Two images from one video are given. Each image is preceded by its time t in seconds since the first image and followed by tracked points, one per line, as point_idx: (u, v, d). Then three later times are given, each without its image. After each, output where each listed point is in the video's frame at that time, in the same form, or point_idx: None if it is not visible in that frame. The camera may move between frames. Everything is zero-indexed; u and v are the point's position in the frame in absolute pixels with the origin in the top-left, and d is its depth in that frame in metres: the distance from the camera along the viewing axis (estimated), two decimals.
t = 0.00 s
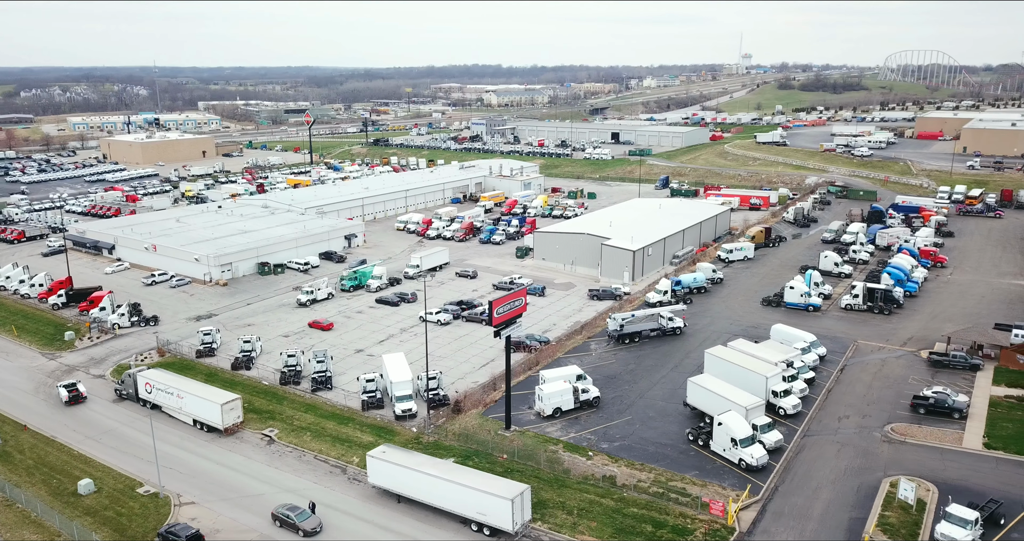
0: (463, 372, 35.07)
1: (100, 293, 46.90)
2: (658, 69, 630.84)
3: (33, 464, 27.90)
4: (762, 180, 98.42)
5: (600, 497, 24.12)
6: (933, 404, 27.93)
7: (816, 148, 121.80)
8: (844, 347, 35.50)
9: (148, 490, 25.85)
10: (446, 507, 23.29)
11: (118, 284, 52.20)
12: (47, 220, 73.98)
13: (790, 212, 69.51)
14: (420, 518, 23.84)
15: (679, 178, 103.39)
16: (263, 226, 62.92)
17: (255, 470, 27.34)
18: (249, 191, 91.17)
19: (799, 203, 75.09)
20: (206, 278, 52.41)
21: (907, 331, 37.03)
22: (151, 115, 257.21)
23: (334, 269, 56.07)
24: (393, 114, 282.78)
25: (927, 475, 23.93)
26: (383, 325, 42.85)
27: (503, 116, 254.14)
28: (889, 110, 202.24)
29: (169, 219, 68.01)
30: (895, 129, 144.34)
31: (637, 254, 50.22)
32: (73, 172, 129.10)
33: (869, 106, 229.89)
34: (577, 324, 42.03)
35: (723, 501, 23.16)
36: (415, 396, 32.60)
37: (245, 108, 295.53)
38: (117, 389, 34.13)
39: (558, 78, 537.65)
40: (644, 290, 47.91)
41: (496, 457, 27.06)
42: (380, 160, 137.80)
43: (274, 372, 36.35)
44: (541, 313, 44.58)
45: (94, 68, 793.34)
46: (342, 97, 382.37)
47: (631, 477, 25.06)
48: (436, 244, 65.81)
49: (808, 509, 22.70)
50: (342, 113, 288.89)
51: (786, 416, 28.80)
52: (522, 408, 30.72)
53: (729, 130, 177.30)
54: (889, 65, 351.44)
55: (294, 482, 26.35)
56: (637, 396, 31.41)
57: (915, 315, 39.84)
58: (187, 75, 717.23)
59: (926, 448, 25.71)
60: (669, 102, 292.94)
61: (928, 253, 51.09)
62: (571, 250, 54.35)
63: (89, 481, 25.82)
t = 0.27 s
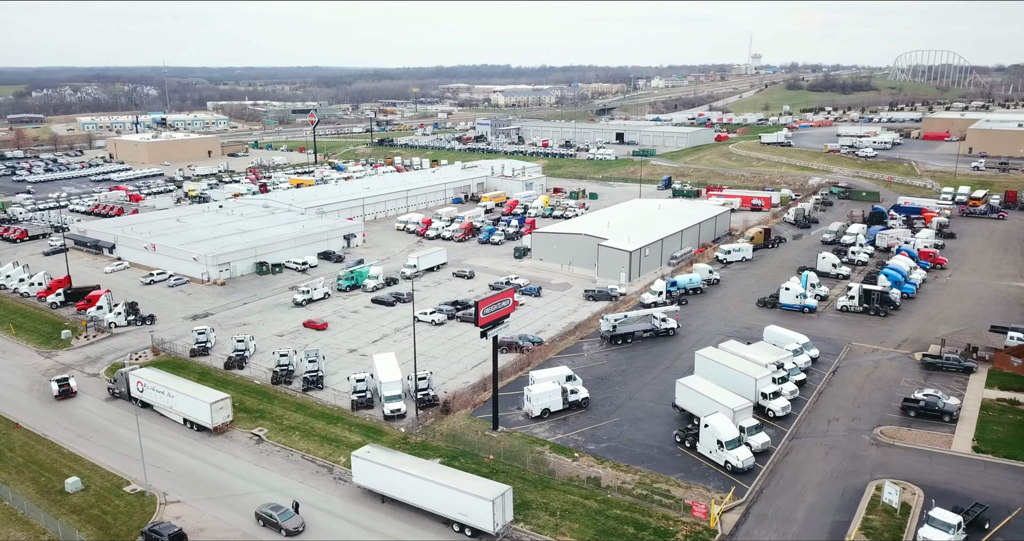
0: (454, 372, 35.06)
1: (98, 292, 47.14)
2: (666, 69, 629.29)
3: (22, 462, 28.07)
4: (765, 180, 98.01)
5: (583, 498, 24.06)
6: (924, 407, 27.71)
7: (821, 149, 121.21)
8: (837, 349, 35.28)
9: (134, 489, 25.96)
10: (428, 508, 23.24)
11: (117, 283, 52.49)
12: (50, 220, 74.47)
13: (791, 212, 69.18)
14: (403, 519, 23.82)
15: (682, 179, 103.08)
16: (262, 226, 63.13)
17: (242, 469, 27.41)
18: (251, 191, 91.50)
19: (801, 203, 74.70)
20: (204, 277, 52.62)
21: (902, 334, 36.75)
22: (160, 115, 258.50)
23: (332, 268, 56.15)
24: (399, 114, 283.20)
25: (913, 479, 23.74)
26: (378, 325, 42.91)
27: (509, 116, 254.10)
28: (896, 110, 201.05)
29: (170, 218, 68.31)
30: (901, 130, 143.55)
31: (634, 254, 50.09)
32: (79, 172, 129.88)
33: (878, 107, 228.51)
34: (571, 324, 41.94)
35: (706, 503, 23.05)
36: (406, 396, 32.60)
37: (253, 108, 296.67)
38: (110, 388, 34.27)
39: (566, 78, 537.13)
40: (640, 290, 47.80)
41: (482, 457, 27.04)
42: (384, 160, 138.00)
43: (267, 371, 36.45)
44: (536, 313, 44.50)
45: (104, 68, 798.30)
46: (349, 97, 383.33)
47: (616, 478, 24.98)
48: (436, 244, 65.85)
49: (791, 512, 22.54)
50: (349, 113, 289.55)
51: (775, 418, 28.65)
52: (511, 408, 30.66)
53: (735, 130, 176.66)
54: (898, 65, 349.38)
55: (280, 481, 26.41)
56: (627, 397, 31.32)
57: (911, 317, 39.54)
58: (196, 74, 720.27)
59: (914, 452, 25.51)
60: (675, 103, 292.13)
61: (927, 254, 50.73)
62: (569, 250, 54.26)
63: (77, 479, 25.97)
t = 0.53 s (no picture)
0: (445, 372, 35.06)
1: (96, 291, 47.49)
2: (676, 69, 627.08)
3: (11, 459, 28.31)
4: (769, 181, 97.53)
5: (565, 499, 23.98)
6: (912, 411, 27.46)
7: (828, 150, 120.44)
8: (830, 352, 35.00)
9: (120, 487, 26.10)
10: (408, 508, 23.24)
11: (116, 282, 52.86)
12: (55, 219, 75.11)
13: (793, 214, 68.77)
14: (384, 519, 23.81)
15: (686, 179, 102.73)
16: (262, 226, 63.43)
17: (227, 468, 27.50)
18: (255, 191, 91.96)
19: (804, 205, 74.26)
20: (203, 277, 52.94)
21: (896, 337, 36.42)
22: (171, 115, 260.65)
23: (330, 268, 56.30)
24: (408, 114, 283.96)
25: (898, 483, 23.51)
26: (372, 325, 42.98)
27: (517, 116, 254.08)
28: (906, 111, 199.50)
29: (172, 218, 68.70)
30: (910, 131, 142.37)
31: (631, 256, 49.94)
32: (87, 171, 130.91)
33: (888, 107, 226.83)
34: (564, 325, 41.84)
35: (687, 506, 22.92)
36: (395, 396, 32.65)
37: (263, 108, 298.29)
38: (102, 386, 34.49)
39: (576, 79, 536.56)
40: (636, 292, 47.64)
41: (467, 458, 27.00)
42: (389, 161, 138.31)
43: (259, 371, 36.58)
44: (531, 314, 44.46)
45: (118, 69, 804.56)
46: (360, 97, 384.54)
47: (598, 480, 24.88)
48: (435, 244, 65.89)
49: (772, 515, 22.36)
50: (358, 113, 290.56)
51: (763, 421, 28.43)
52: (499, 409, 30.55)
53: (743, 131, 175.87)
54: (911, 66, 346.72)
55: (264, 480, 26.48)
56: (615, 399, 31.20)
57: (908, 320, 39.18)
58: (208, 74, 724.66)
59: (901, 455, 25.27)
60: (685, 103, 291.36)
61: (927, 257, 50.26)
62: (567, 251, 54.17)
63: (63, 477, 26.15)
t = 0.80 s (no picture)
0: (437, 372, 35.05)
1: (95, 289, 47.75)
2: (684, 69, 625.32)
3: (3, 456, 28.53)
4: (773, 182, 97.03)
5: (549, 500, 23.92)
6: (903, 413, 27.25)
7: (833, 149, 119.75)
8: (824, 353, 34.76)
9: (108, 484, 26.23)
10: (392, 507, 23.26)
11: (116, 280, 53.13)
12: (58, 217, 75.55)
13: (795, 214, 68.40)
14: (367, 518, 23.83)
15: (689, 179, 102.37)
16: (263, 225, 63.62)
17: (216, 466, 27.59)
18: (258, 190, 92.23)
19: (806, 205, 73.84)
20: (202, 275, 53.16)
21: (892, 338, 36.15)
22: (180, 114, 261.91)
23: (329, 267, 56.40)
24: (415, 114, 284.19)
25: (884, 486, 23.33)
26: (367, 324, 43.01)
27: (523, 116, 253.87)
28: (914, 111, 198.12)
29: (173, 217, 68.96)
30: (917, 131, 141.26)
31: (628, 255, 49.79)
32: (94, 170, 131.61)
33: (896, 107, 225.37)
34: (559, 325, 41.73)
35: (671, 507, 22.82)
36: (385, 395, 32.67)
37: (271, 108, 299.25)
38: (96, 384, 34.67)
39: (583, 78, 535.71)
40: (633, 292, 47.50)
41: (454, 458, 26.98)
42: (394, 160, 138.40)
43: (253, 369, 36.69)
44: (526, 313, 44.40)
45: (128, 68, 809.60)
46: (370, 97, 384.29)
47: (583, 481, 24.81)
48: (435, 243, 65.91)
49: (756, 517, 22.25)
50: (365, 113, 291.14)
51: (752, 422, 28.26)
52: (488, 409, 30.50)
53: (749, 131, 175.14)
54: (921, 65, 344.00)
55: (251, 478, 26.55)
56: (605, 399, 31.10)
57: (904, 321, 38.86)
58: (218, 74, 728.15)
59: (889, 458, 25.08)
60: (692, 103, 290.30)
61: (927, 257, 49.87)
62: (565, 251, 54.07)
63: (52, 474, 26.32)
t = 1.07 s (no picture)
0: (427, 371, 35.07)
1: (93, 287, 48.08)
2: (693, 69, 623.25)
3: None
4: (777, 182, 96.48)
5: (530, 500, 23.88)
6: (891, 415, 27.00)
7: (840, 149, 118.97)
8: (816, 354, 34.52)
9: (93, 481, 26.38)
10: (371, 507, 23.28)
11: (115, 278, 53.47)
12: (63, 215, 76.14)
13: (796, 215, 67.96)
14: (348, 517, 23.84)
15: (693, 179, 101.98)
16: (263, 224, 63.85)
17: (202, 464, 27.72)
18: (262, 189, 92.59)
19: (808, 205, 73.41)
20: (200, 273, 53.40)
21: (885, 339, 35.85)
22: (189, 113, 263.43)
23: (327, 266, 56.53)
24: (423, 113, 284.55)
25: (868, 489, 23.12)
26: (361, 323, 43.05)
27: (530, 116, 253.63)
28: (924, 111, 196.52)
29: (175, 215, 69.32)
30: (926, 131, 140.07)
31: (625, 256, 49.63)
32: (101, 169, 132.53)
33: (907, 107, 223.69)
34: (552, 325, 41.66)
35: (651, 508, 22.73)
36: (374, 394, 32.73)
37: (280, 107, 300.42)
38: (89, 381, 34.88)
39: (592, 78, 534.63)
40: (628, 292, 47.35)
41: (438, 457, 26.98)
42: (399, 160, 138.69)
43: (244, 367, 36.81)
44: (521, 313, 44.34)
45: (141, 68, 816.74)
46: (379, 97, 384.81)
47: (565, 481, 24.75)
48: (435, 243, 65.97)
49: (736, 520, 22.11)
50: (373, 112, 291.75)
51: (739, 423, 28.08)
52: (475, 408, 30.47)
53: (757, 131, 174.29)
54: (934, 65, 341.04)
55: (236, 476, 26.65)
56: (592, 399, 31.01)
57: (899, 323, 38.55)
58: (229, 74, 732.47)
59: (874, 461, 24.86)
60: (701, 103, 289.14)
61: (927, 258, 49.45)
62: (562, 250, 53.96)
63: (39, 470, 26.50)
